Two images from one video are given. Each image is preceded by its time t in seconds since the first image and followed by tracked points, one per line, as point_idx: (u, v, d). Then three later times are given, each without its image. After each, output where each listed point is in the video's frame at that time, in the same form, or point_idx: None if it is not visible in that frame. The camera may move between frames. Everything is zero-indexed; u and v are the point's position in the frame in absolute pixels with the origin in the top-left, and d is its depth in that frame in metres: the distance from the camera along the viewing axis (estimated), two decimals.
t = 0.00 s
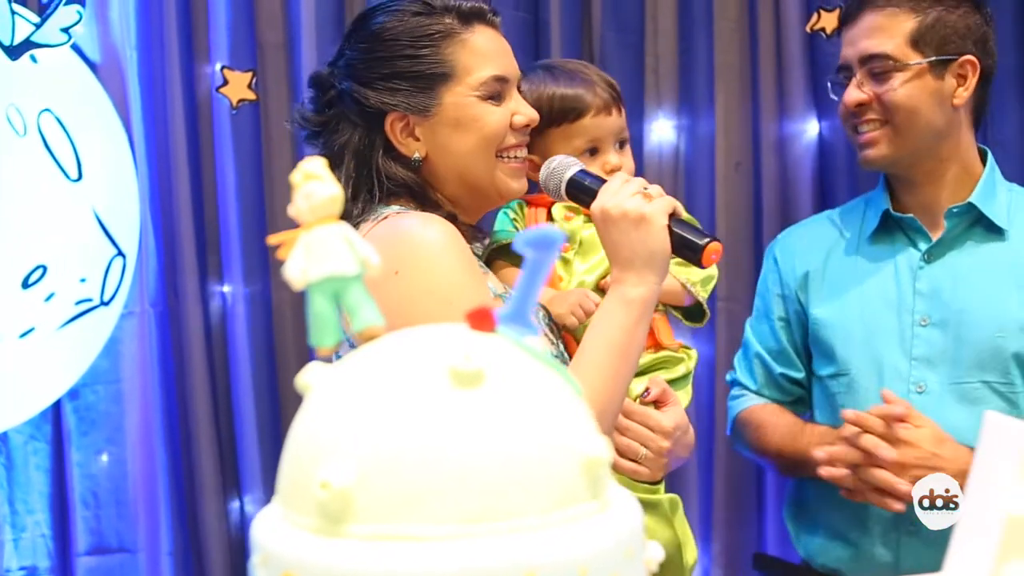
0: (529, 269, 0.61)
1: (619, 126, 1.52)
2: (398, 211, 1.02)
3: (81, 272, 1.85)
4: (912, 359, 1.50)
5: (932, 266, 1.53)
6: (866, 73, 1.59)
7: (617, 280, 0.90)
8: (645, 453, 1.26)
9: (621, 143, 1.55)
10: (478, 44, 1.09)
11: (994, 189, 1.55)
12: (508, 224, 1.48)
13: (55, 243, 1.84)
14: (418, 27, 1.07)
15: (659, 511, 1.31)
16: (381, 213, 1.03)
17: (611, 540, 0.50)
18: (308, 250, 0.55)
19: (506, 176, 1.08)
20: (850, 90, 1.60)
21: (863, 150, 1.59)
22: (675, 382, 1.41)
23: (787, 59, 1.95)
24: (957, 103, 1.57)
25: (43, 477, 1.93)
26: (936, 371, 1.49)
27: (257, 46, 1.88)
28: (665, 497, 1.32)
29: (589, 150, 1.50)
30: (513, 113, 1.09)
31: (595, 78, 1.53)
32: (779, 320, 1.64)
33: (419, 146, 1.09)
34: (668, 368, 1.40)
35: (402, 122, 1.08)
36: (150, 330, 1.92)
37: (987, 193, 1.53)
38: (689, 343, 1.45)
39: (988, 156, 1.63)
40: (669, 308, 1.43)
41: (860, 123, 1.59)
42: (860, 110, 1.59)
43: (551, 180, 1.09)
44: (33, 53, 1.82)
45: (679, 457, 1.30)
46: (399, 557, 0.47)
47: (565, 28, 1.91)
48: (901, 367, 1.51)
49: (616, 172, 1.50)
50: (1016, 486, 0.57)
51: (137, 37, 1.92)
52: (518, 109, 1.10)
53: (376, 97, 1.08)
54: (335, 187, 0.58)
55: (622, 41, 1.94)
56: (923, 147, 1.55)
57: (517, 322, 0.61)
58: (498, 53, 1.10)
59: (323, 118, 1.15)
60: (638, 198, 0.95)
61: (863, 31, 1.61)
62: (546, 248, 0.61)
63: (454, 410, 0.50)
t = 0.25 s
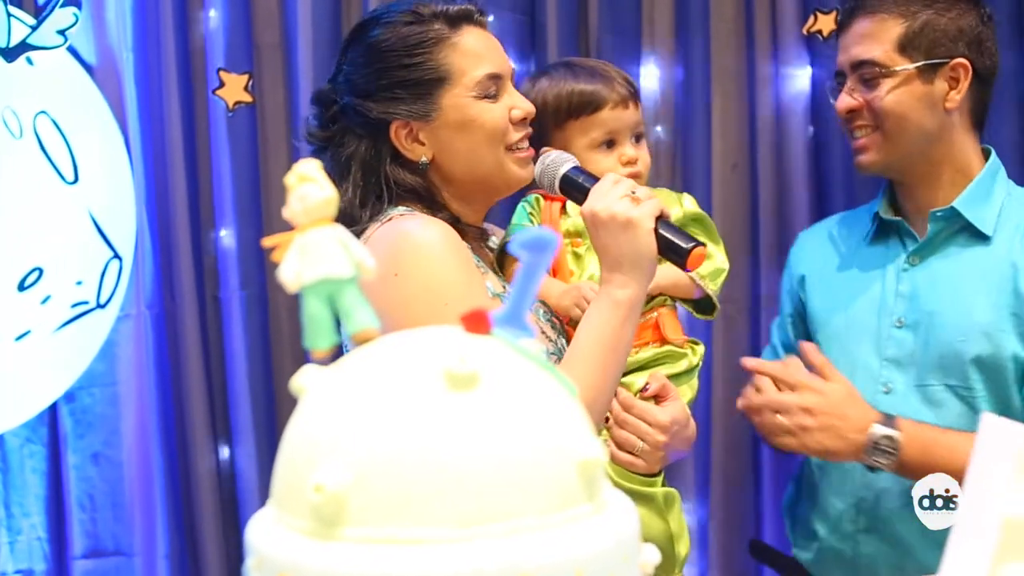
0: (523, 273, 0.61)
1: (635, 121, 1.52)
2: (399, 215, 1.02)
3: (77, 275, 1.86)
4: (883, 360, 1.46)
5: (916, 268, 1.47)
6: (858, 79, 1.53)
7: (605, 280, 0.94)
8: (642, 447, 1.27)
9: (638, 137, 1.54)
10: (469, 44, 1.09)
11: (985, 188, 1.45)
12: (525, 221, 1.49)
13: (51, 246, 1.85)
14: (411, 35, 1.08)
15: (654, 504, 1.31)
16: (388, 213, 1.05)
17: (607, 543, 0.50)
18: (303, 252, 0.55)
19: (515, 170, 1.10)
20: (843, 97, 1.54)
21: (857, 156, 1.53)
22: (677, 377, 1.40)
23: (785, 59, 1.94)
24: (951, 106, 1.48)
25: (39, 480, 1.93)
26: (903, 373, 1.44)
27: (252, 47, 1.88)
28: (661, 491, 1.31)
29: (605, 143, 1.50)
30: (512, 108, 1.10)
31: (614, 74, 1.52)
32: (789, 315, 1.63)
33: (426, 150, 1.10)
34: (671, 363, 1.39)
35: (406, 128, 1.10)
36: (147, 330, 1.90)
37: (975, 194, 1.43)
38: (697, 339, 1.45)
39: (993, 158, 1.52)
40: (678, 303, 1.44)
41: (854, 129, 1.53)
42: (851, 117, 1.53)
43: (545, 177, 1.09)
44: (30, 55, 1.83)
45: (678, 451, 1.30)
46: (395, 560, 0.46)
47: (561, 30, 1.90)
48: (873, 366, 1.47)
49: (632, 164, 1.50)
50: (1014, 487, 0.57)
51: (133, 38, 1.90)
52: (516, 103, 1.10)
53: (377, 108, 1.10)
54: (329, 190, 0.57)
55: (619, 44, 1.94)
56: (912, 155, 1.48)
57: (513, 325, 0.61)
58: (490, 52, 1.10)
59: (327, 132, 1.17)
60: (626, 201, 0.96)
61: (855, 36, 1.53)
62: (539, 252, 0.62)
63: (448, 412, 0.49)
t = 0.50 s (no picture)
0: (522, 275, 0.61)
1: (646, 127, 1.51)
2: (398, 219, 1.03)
3: (76, 276, 1.86)
4: (859, 359, 1.45)
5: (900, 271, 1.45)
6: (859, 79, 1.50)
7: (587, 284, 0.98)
8: (636, 446, 1.28)
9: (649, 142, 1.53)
10: (448, 56, 1.14)
11: (971, 191, 1.40)
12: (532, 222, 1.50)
13: (50, 247, 1.85)
14: (392, 51, 1.14)
15: (648, 503, 1.32)
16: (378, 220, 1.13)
17: (607, 543, 0.50)
18: (302, 253, 0.55)
19: (492, 179, 1.14)
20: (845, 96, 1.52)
21: (857, 156, 1.52)
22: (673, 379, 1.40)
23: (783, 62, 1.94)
24: (951, 109, 1.45)
25: (37, 481, 1.93)
26: (876, 375, 1.43)
27: (251, 50, 1.88)
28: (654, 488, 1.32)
29: (613, 146, 1.49)
30: (490, 117, 1.13)
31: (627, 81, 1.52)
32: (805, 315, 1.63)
33: (410, 159, 1.17)
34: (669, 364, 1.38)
35: (394, 140, 1.18)
36: (145, 332, 1.90)
37: (956, 198, 1.39)
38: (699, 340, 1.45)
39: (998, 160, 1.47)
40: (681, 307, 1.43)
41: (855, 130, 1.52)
42: (852, 117, 1.51)
43: (538, 182, 1.13)
44: (28, 57, 1.83)
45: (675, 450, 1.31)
46: (396, 561, 0.47)
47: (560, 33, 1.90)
48: (852, 366, 1.47)
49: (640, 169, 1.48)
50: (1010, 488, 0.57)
51: (132, 40, 1.89)
52: (495, 111, 1.14)
53: (369, 119, 1.18)
54: (328, 191, 0.57)
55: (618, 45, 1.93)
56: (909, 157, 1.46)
57: (512, 326, 0.61)
58: (468, 63, 1.14)
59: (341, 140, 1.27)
60: (605, 207, 1.00)
61: (858, 36, 1.52)
62: (538, 253, 0.63)
63: (448, 414, 0.49)
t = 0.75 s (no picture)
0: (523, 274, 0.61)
1: (648, 131, 1.48)
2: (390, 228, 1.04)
3: (76, 276, 1.86)
4: (850, 363, 1.44)
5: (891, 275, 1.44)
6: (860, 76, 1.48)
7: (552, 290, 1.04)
8: (624, 448, 1.30)
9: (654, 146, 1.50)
10: (433, 72, 1.21)
11: (966, 190, 1.37)
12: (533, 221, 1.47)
13: (50, 247, 1.85)
14: (389, 63, 1.25)
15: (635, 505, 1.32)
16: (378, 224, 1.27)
17: (607, 544, 0.50)
18: (304, 254, 0.56)
19: (460, 194, 1.22)
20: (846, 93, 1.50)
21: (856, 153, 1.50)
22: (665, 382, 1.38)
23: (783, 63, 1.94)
24: (951, 109, 1.42)
25: (37, 481, 1.93)
26: (863, 378, 1.41)
27: (251, 51, 1.88)
28: (642, 493, 1.33)
29: (616, 150, 1.47)
30: (461, 135, 1.20)
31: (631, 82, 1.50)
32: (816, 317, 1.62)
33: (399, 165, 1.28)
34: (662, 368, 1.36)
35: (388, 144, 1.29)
36: (145, 333, 1.90)
37: (947, 198, 1.37)
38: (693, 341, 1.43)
39: (1000, 162, 1.43)
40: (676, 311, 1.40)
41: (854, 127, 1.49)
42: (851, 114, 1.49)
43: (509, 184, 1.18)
44: (28, 57, 1.83)
45: (666, 453, 1.33)
46: (396, 562, 0.47)
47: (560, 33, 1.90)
48: (844, 371, 1.45)
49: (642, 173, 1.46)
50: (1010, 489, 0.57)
51: (132, 41, 1.90)
52: (466, 130, 1.20)
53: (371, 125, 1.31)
54: (330, 192, 0.57)
55: (618, 46, 1.93)
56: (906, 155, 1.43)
57: (514, 327, 0.61)
58: (452, 79, 1.21)
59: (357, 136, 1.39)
60: (563, 210, 1.04)
61: (860, 32, 1.49)
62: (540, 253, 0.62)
63: (449, 414, 0.50)
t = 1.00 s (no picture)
0: (527, 275, 0.61)
1: (638, 133, 1.42)
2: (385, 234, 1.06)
3: (77, 276, 1.87)
4: (848, 366, 1.43)
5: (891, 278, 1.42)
6: (864, 74, 1.45)
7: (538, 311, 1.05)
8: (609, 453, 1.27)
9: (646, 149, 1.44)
10: (456, 85, 1.21)
11: (968, 191, 1.35)
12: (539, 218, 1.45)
13: (51, 247, 1.85)
14: (409, 65, 1.24)
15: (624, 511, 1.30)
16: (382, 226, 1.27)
17: (608, 545, 0.50)
18: (307, 254, 0.55)
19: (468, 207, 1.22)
20: (850, 91, 1.48)
21: (858, 152, 1.48)
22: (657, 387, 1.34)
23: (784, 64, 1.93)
24: (954, 108, 1.39)
25: (38, 482, 1.93)
26: (860, 380, 1.40)
27: (252, 51, 1.88)
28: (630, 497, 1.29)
29: (607, 153, 1.43)
30: (475, 151, 1.20)
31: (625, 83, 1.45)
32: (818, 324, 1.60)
33: (406, 164, 1.29)
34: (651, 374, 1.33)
35: (399, 145, 1.29)
36: (146, 333, 1.90)
37: (950, 199, 1.35)
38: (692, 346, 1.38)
39: (1004, 164, 1.41)
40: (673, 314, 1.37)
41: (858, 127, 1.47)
42: (855, 113, 1.47)
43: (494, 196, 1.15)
44: (30, 58, 1.83)
45: (656, 458, 1.29)
46: (397, 562, 0.47)
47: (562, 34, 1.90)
48: (842, 374, 1.44)
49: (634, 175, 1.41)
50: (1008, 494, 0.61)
51: (133, 42, 1.90)
52: (481, 147, 1.20)
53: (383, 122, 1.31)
54: (332, 192, 0.57)
55: (619, 47, 1.93)
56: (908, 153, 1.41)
57: (517, 327, 0.61)
58: (472, 93, 1.21)
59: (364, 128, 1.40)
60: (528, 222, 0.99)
61: (866, 30, 1.47)
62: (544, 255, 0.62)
63: (451, 415, 0.50)
